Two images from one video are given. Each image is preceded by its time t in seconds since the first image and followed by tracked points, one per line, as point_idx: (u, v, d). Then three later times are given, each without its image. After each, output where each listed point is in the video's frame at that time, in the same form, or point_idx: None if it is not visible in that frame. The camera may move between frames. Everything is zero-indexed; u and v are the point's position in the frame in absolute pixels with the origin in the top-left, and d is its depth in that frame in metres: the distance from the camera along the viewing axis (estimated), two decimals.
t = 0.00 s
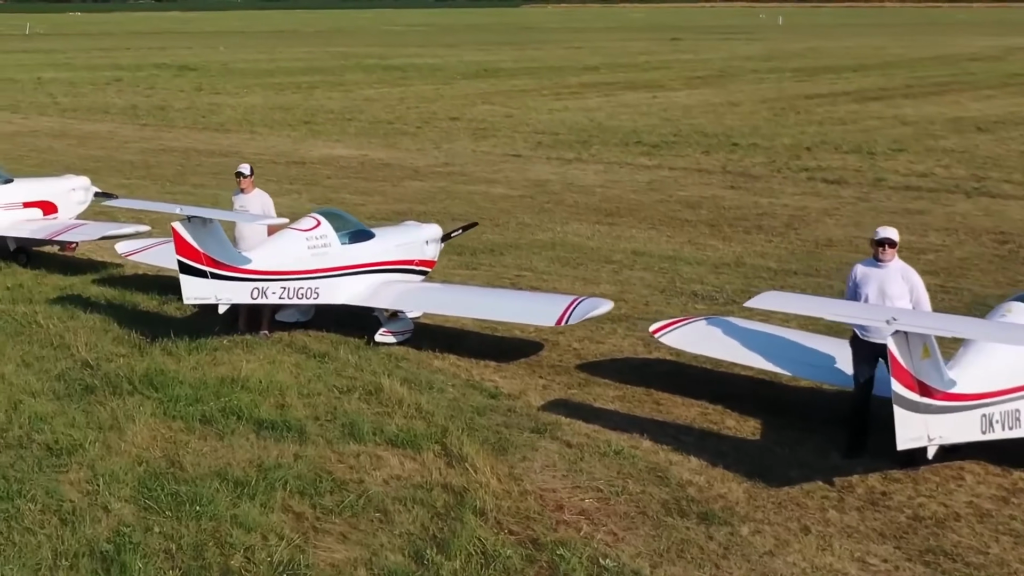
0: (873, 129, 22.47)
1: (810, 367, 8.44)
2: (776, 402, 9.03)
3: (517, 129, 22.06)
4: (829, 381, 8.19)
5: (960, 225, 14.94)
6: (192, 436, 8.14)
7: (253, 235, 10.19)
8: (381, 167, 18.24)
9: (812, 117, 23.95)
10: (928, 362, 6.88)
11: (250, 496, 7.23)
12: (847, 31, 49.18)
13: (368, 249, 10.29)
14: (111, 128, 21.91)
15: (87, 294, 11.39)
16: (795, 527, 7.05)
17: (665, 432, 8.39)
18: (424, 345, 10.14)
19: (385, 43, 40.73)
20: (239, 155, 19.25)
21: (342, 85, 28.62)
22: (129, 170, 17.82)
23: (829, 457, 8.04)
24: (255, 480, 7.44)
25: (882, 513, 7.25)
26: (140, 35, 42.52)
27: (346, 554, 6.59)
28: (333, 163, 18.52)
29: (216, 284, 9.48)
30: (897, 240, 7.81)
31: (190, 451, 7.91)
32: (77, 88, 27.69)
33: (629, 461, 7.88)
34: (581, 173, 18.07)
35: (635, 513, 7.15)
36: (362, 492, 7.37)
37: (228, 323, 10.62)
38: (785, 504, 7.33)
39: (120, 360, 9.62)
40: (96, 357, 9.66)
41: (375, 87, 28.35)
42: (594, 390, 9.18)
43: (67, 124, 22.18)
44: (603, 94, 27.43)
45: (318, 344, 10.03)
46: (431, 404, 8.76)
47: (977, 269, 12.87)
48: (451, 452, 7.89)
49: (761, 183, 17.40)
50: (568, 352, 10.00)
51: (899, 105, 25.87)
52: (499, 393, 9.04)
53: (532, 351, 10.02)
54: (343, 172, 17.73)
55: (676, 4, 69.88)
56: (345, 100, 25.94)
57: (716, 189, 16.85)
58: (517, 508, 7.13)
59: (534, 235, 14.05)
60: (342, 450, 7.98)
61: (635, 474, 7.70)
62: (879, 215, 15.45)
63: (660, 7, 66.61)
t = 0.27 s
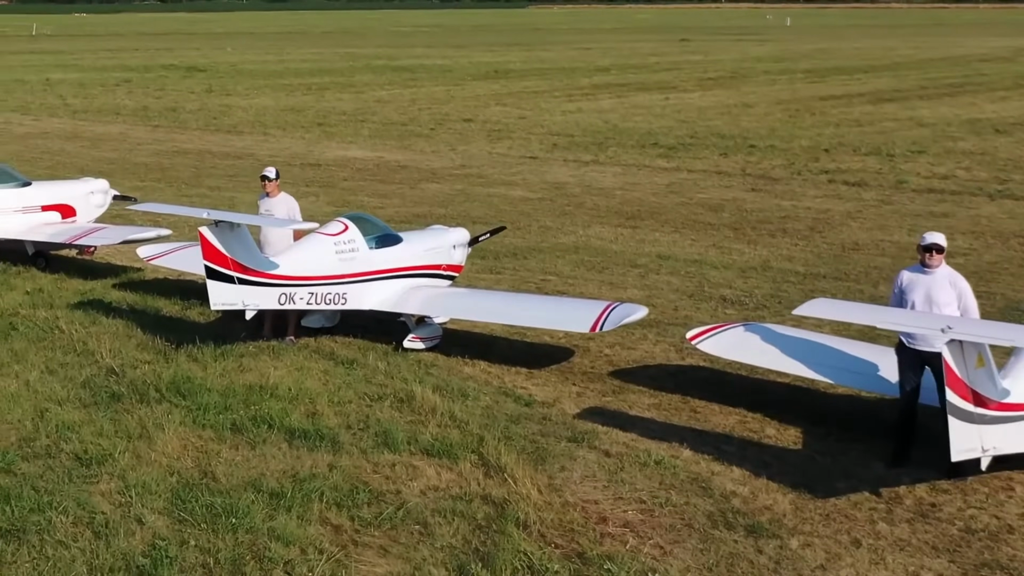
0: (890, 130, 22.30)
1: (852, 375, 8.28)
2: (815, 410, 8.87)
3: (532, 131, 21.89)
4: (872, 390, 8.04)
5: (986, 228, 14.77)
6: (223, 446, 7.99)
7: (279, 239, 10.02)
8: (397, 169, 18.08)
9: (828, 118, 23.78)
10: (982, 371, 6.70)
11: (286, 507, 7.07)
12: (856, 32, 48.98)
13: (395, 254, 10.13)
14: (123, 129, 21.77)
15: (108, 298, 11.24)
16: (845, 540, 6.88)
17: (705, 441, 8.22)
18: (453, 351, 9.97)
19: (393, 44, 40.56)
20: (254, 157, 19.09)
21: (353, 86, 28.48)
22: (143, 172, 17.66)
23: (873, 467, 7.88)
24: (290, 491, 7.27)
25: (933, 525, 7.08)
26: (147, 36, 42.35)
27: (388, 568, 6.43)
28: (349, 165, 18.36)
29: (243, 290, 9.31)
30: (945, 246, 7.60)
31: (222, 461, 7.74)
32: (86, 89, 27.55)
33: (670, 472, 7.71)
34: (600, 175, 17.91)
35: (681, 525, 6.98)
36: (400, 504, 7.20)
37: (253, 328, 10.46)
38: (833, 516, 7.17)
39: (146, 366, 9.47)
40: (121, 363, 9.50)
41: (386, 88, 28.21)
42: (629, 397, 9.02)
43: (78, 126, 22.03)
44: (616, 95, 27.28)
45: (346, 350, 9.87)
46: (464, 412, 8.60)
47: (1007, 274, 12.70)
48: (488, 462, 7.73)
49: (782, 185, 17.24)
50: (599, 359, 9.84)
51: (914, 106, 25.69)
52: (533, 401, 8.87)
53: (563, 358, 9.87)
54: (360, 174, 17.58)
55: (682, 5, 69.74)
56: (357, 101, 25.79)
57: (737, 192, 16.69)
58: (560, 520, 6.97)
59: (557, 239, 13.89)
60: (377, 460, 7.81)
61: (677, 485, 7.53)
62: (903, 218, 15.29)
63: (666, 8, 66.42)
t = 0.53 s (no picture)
0: (908, 132, 22.12)
1: (897, 384, 8.10)
2: (855, 418, 8.69)
3: (547, 133, 21.73)
4: (919, 399, 7.86)
5: (1013, 231, 14.59)
6: (255, 456, 7.82)
7: (306, 244, 9.85)
8: (414, 171, 17.92)
9: (844, 120, 23.61)
10: None
11: (324, 520, 6.90)
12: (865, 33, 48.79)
13: (424, 259, 9.96)
14: (135, 131, 21.62)
15: (130, 303, 11.07)
16: (898, 553, 6.70)
17: (747, 450, 8.05)
18: (483, 358, 9.80)
19: (402, 45, 40.41)
20: (269, 159, 18.93)
21: (363, 87, 28.33)
22: (158, 174, 17.50)
23: (920, 478, 7.70)
24: (327, 503, 7.10)
25: (987, 538, 6.91)
26: (153, 37, 42.21)
27: None
28: (364, 167, 18.19)
29: (271, 296, 9.14)
30: (995, 252, 7.43)
31: (255, 472, 7.58)
32: (96, 90, 27.41)
33: (714, 483, 7.53)
34: (618, 177, 17.74)
35: (729, 539, 6.81)
36: (440, 516, 7.03)
37: (278, 334, 10.29)
38: (884, 528, 6.99)
39: (172, 373, 9.30)
40: (146, 370, 9.34)
41: (397, 89, 28.06)
42: (666, 406, 8.84)
43: (90, 127, 21.88)
44: (629, 96, 27.12)
45: (374, 357, 9.70)
46: (499, 420, 8.42)
47: None
48: (528, 473, 7.56)
49: (803, 188, 17.07)
50: (632, 366, 9.66)
51: (930, 108, 25.50)
52: (568, 410, 8.70)
53: (596, 364, 9.69)
54: (376, 177, 17.42)
55: (688, 6, 69.55)
56: (368, 102, 25.63)
57: (758, 195, 16.53)
58: (605, 534, 6.79)
59: (580, 243, 13.72)
60: (414, 470, 7.64)
61: (722, 496, 7.35)
62: (928, 221, 15.11)
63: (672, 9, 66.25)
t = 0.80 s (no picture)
0: (925, 133, 21.95)
1: (944, 392, 7.92)
2: (898, 426, 8.52)
3: (561, 134, 21.57)
4: (968, 408, 7.68)
5: None
6: (289, 467, 7.64)
7: (333, 248, 9.68)
8: (430, 173, 17.76)
9: (860, 121, 23.44)
10: None
11: (364, 533, 6.72)
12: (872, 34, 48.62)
13: (453, 264, 9.78)
14: (147, 132, 21.46)
15: (152, 308, 10.91)
16: (955, 569, 6.52)
17: (790, 460, 7.88)
18: (514, 365, 9.62)
19: (409, 45, 40.26)
20: (283, 161, 18.78)
21: (374, 88, 28.20)
22: (173, 176, 17.34)
23: (971, 489, 7.52)
24: (366, 515, 6.92)
25: None
26: (160, 38, 42.08)
27: None
28: (380, 169, 18.03)
29: (300, 302, 8.97)
30: None
31: (290, 483, 7.40)
32: (105, 91, 27.27)
33: (760, 494, 7.35)
34: (637, 180, 17.57)
35: (781, 553, 6.63)
36: (483, 529, 6.85)
37: (304, 340, 10.13)
38: (938, 542, 6.81)
39: (199, 381, 9.13)
40: (173, 377, 9.17)
41: (408, 90, 27.92)
42: (704, 414, 8.66)
43: (101, 128, 21.73)
44: (641, 97, 26.96)
45: (404, 364, 9.53)
46: (536, 429, 8.25)
47: None
48: (569, 484, 7.38)
49: (824, 190, 16.89)
50: (667, 373, 9.48)
51: (945, 109, 25.33)
52: (605, 418, 8.52)
53: (629, 371, 9.51)
54: (393, 179, 17.26)
55: (693, 6, 69.39)
56: (380, 103, 25.48)
57: (779, 197, 16.35)
58: (654, 548, 6.61)
59: (603, 246, 13.56)
60: (452, 481, 7.47)
61: (770, 509, 7.18)
62: (953, 224, 14.94)
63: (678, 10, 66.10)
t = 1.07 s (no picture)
0: (943, 135, 21.77)
1: (994, 400, 7.73)
2: (943, 435, 8.34)
3: (577, 135, 21.40)
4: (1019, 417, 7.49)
5: None
6: (325, 478, 7.46)
7: (362, 253, 9.51)
8: (447, 175, 17.60)
9: (876, 122, 23.25)
10: None
11: (408, 547, 6.54)
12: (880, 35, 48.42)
13: (484, 268, 9.60)
14: (159, 133, 21.31)
15: (176, 312, 10.73)
16: None
17: (836, 471, 7.70)
18: (547, 371, 9.44)
19: (417, 46, 40.13)
20: (298, 163, 18.62)
21: (385, 90, 28.05)
22: (188, 178, 17.18)
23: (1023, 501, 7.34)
24: (408, 528, 6.74)
25: None
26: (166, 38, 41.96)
27: None
28: (396, 171, 17.86)
29: (331, 308, 8.80)
30: None
31: (327, 494, 7.22)
32: (114, 92, 27.13)
33: (810, 506, 7.17)
34: (656, 182, 17.41)
35: (837, 568, 6.45)
36: (528, 543, 6.67)
37: (332, 346, 9.95)
38: (997, 556, 6.63)
39: (228, 388, 8.95)
40: (201, 385, 8.99)
41: (419, 91, 27.76)
42: (745, 422, 8.48)
43: (113, 130, 21.57)
44: (654, 98, 26.80)
45: (436, 371, 9.36)
46: (575, 439, 8.07)
47: None
48: (614, 495, 7.20)
49: (846, 193, 16.72)
50: (704, 380, 9.31)
51: (961, 110, 25.15)
52: (644, 427, 8.34)
53: (665, 378, 9.32)
54: (410, 181, 17.09)
55: (699, 6, 69.20)
56: (392, 105, 25.32)
57: (801, 199, 16.18)
58: (705, 563, 6.44)
59: (628, 249, 13.39)
60: (493, 492, 7.29)
61: (821, 521, 6.99)
62: (980, 226, 14.75)
63: (683, 10, 65.94)
